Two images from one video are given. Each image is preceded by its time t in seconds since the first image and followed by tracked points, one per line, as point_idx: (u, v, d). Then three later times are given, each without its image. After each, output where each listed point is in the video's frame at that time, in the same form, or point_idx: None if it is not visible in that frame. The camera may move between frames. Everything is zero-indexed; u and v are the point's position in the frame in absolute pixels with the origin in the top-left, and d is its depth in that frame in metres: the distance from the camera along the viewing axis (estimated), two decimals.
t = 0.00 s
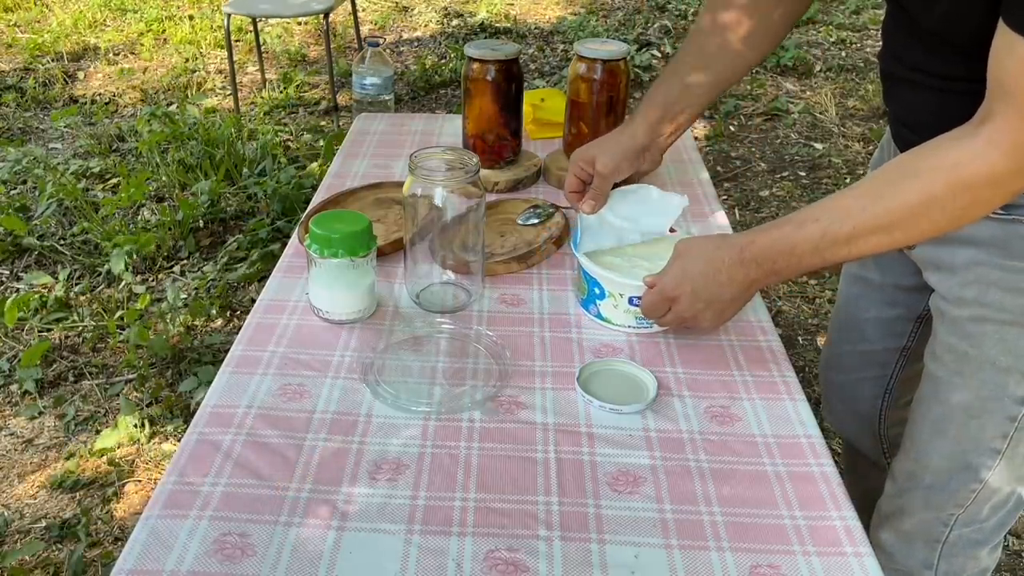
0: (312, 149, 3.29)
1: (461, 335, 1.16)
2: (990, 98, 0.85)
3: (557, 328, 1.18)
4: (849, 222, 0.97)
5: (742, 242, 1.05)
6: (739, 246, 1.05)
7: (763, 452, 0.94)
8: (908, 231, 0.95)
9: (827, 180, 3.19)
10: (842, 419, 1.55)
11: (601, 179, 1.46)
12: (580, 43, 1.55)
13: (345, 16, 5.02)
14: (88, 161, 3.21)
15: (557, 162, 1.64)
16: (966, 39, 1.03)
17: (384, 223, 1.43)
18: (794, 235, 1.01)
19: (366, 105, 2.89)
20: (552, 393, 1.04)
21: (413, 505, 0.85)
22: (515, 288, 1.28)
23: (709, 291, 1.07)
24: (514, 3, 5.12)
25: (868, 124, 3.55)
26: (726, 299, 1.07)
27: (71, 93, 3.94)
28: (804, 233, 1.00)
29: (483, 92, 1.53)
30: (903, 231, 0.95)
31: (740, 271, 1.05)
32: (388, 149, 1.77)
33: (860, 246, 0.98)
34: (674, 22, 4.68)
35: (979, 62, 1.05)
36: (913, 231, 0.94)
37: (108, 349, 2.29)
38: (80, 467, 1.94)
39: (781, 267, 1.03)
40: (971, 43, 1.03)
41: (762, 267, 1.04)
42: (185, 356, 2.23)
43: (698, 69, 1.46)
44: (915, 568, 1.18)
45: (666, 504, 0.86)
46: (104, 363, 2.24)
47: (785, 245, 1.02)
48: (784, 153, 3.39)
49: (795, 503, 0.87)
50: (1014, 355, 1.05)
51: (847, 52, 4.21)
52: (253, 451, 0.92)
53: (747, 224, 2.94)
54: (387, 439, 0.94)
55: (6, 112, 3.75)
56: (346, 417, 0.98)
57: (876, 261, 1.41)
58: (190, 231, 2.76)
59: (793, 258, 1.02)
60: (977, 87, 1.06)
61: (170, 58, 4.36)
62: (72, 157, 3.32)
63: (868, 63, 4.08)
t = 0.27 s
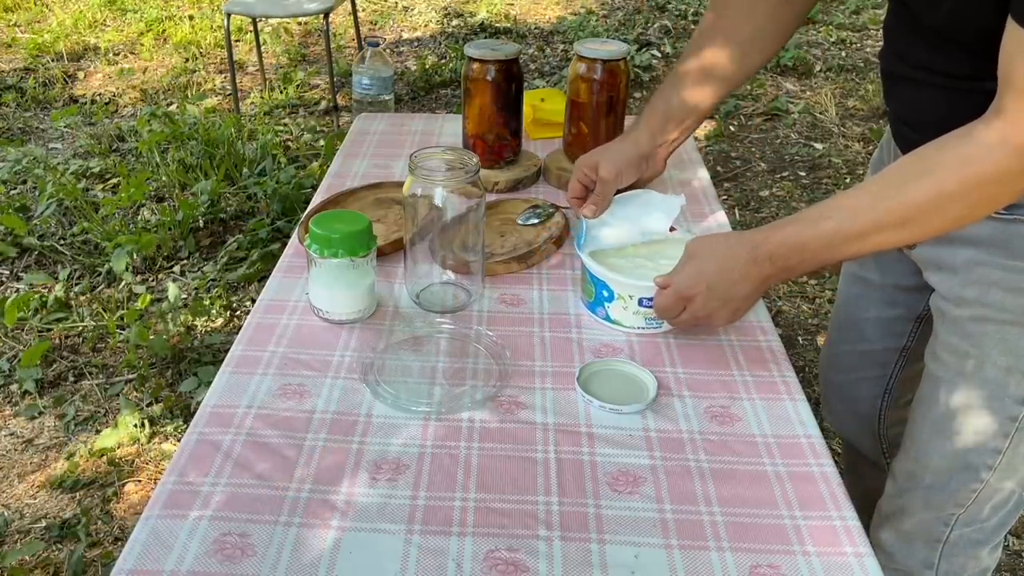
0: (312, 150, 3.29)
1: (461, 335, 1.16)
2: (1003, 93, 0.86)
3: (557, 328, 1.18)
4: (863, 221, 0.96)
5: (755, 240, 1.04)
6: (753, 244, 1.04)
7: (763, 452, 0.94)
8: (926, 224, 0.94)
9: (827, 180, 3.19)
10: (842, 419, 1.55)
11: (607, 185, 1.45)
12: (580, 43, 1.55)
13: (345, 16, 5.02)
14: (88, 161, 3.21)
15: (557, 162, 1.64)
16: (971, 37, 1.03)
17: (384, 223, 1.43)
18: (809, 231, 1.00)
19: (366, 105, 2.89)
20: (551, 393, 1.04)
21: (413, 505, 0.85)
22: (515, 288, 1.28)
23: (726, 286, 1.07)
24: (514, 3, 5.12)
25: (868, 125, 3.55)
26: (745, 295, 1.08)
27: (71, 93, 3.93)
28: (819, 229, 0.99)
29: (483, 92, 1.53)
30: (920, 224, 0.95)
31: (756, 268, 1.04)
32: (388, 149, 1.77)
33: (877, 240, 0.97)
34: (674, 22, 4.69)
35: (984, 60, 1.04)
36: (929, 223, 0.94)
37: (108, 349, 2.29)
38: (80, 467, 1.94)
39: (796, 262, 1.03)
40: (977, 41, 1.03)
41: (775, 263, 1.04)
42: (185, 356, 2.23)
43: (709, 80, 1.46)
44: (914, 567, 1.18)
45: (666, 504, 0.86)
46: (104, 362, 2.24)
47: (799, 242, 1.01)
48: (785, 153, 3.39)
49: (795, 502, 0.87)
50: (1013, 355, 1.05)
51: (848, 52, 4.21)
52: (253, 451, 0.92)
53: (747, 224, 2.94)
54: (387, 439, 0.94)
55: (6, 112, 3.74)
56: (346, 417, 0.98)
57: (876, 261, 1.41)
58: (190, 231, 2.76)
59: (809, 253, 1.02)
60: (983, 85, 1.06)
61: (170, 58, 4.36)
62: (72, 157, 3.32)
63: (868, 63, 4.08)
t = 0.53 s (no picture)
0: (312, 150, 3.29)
1: (461, 335, 1.16)
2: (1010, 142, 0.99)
3: (557, 328, 1.18)
4: (876, 211, 0.96)
5: (749, 252, 0.99)
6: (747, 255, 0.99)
7: (763, 452, 0.94)
8: (937, 231, 0.94)
9: (828, 181, 3.19)
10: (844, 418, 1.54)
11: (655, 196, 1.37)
12: (580, 43, 1.54)
13: (344, 16, 5.02)
14: (88, 161, 3.21)
15: (557, 162, 1.64)
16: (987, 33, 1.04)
17: (384, 223, 1.43)
18: (805, 235, 0.95)
19: (366, 105, 2.89)
20: (552, 392, 1.04)
21: (413, 505, 0.85)
22: (515, 288, 1.28)
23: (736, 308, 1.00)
24: (514, 3, 5.12)
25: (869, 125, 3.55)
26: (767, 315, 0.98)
27: (71, 93, 3.93)
28: (822, 230, 0.96)
29: (483, 92, 1.53)
30: (930, 229, 0.95)
31: (764, 285, 0.97)
32: (388, 148, 1.77)
33: (887, 245, 0.95)
34: (674, 22, 4.69)
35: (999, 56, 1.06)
36: (940, 228, 0.94)
37: (108, 349, 2.29)
38: (79, 467, 1.94)
39: (806, 275, 0.95)
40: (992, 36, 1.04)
41: (785, 279, 0.97)
42: (185, 356, 2.23)
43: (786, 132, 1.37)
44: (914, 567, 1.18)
45: (667, 504, 0.86)
46: (104, 362, 2.24)
47: (796, 249, 0.96)
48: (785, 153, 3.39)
49: (795, 503, 0.87)
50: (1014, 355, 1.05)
51: (848, 52, 4.21)
52: (253, 451, 0.92)
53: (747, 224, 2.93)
54: (387, 439, 0.94)
55: (6, 112, 3.74)
56: (346, 417, 0.98)
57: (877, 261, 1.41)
58: (190, 230, 2.76)
59: (813, 260, 0.95)
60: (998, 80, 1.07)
61: (170, 58, 4.36)
62: (72, 156, 3.32)
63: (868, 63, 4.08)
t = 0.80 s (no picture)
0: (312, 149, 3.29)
1: (461, 335, 1.16)
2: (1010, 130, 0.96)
3: (557, 328, 1.18)
4: (865, 206, 0.97)
5: (739, 246, 0.99)
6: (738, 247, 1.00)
7: (763, 452, 0.94)
8: (927, 224, 0.94)
9: (827, 180, 3.18)
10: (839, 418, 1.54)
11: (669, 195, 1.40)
12: (580, 42, 1.53)
13: (345, 16, 5.02)
14: (88, 161, 3.21)
15: (557, 162, 1.64)
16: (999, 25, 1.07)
17: (384, 223, 1.43)
18: (796, 228, 0.96)
19: (366, 105, 2.89)
20: (551, 393, 1.04)
21: (413, 505, 0.85)
22: (515, 288, 1.28)
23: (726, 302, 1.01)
24: (514, 3, 5.12)
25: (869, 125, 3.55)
26: (758, 309, 0.99)
27: (71, 93, 3.93)
28: (812, 224, 0.97)
29: (483, 92, 1.53)
30: (921, 222, 0.94)
31: (755, 278, 0.98)
32: (388, 148, 1.77)
33: (876, 240, 0.96)
34: (674, 22, 4.68)
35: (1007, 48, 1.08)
36: (930, 222, 0.94)
37: (108, 349, 2.29)
38: (79, 467, 1.94)
39: (797, 268, 0.96)
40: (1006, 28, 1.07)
41: (775, 272, 0.97)
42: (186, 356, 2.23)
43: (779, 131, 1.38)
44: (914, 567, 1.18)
45: (666, 504, 0.86)
46: (104, 362, 2.24)
47: (787, 242, 0.96)
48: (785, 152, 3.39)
49: (795, 503, 0.87)
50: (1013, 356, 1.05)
51: (848, 52, 4.21)
52: (253, 451, 0.92)
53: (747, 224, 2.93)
54: (387, 439, 0.94)
55: (6, 112, 3.74)
56: (346, 417, 0.98)
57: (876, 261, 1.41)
58: (190, 230, 2.76)
59: (803, 254, 0.96)
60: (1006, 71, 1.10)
61: (170, 58, 4.36)
62: (72, 156, 3.32)
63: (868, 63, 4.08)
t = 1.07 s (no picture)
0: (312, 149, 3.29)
1: (461, 335, 1.16)
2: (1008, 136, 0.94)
3: (557, 328, 1.18)
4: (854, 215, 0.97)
5: (726, 252, 1.00)
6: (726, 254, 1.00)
7: (763, 452, 0.94)
8: (916, 231, 0.93)
9: (827, 180, 3.18)
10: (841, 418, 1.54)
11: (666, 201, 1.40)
12: (580, 42, 1.53)
13: (345, 16, 5.02)
14: (88, 161, 3.21)
15: (557, 162, 1.64)
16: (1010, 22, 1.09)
17: (384, 223, 1.43)
18: (783, 235, 0.96)
19: (366, 104, 2.88)
20: (552, 393, 1.04)
21: (413, 505, 0.85)
22: (516, 288, 1.28)
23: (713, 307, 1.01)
24: (514, 3, 5.12)
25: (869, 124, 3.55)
26: (745, 315, 0.99)
27: (71, 93, 3.93)
28: (800, 231, 0.97)
29: (483, 92, 1.53)
30: (909, 229, 0.93)
31: (742, 284, 0.98)
32: (388, 148, 1.77)
33: (864, 248, 0.95)
34: (674, 22, 4.69)
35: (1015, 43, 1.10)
36: (918, 228, 0.93)
37: (108, 350, 2.29)
38: (79, 467, 1.94)
39: (784, 275, 0.96)
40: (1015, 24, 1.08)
41: (762, 279, 0.98)
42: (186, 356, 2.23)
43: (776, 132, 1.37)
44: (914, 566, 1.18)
45: (666, 504, 0.86)
46: (104, 363, 2.24)
47: (774, 249, 0.96)
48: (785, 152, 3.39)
49: (795, 503, 0.87)
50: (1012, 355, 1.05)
51: (847, 52, 4.21)
52: (253, 451, 0.92)
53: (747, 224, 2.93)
54: (386, 439, 0.94)
55: (5, 112, 3.74)
56: (346, 417, 0.98)
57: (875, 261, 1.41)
58: (190, 230, 2.76)
59: (790, 261, 0.96)
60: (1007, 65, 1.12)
61: (170, 58, 4.36)
62: (72, 156, 3.32)
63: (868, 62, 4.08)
